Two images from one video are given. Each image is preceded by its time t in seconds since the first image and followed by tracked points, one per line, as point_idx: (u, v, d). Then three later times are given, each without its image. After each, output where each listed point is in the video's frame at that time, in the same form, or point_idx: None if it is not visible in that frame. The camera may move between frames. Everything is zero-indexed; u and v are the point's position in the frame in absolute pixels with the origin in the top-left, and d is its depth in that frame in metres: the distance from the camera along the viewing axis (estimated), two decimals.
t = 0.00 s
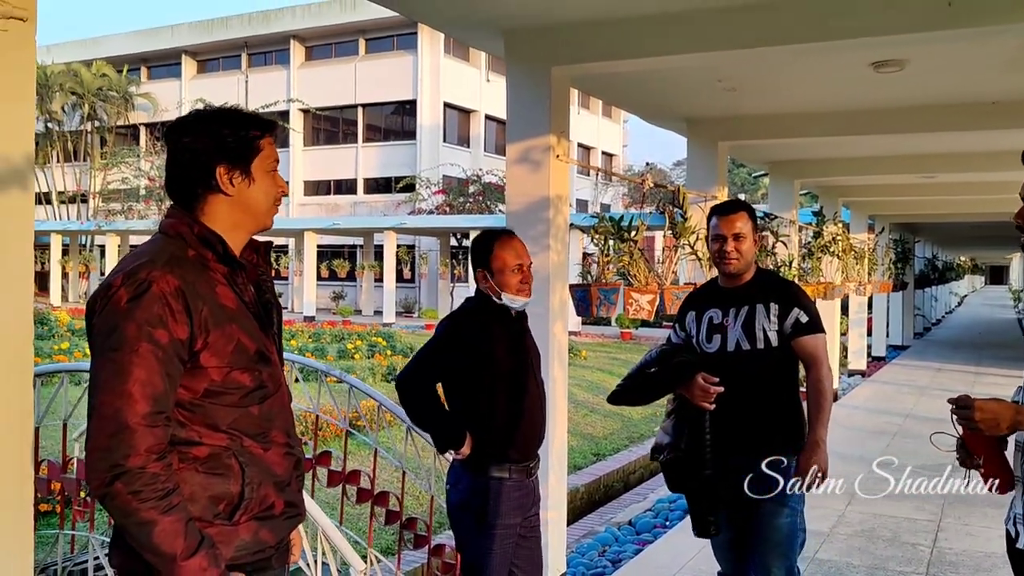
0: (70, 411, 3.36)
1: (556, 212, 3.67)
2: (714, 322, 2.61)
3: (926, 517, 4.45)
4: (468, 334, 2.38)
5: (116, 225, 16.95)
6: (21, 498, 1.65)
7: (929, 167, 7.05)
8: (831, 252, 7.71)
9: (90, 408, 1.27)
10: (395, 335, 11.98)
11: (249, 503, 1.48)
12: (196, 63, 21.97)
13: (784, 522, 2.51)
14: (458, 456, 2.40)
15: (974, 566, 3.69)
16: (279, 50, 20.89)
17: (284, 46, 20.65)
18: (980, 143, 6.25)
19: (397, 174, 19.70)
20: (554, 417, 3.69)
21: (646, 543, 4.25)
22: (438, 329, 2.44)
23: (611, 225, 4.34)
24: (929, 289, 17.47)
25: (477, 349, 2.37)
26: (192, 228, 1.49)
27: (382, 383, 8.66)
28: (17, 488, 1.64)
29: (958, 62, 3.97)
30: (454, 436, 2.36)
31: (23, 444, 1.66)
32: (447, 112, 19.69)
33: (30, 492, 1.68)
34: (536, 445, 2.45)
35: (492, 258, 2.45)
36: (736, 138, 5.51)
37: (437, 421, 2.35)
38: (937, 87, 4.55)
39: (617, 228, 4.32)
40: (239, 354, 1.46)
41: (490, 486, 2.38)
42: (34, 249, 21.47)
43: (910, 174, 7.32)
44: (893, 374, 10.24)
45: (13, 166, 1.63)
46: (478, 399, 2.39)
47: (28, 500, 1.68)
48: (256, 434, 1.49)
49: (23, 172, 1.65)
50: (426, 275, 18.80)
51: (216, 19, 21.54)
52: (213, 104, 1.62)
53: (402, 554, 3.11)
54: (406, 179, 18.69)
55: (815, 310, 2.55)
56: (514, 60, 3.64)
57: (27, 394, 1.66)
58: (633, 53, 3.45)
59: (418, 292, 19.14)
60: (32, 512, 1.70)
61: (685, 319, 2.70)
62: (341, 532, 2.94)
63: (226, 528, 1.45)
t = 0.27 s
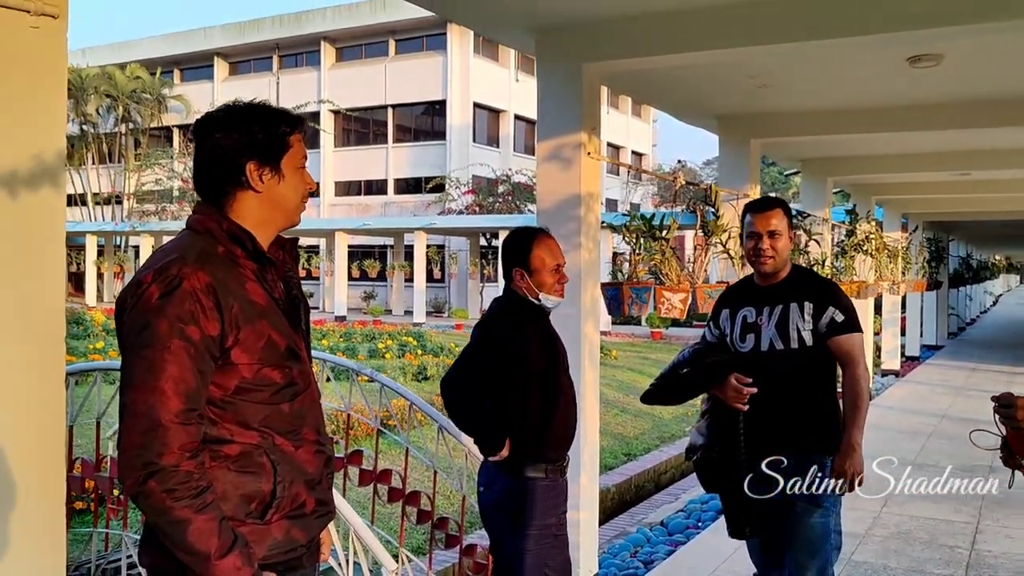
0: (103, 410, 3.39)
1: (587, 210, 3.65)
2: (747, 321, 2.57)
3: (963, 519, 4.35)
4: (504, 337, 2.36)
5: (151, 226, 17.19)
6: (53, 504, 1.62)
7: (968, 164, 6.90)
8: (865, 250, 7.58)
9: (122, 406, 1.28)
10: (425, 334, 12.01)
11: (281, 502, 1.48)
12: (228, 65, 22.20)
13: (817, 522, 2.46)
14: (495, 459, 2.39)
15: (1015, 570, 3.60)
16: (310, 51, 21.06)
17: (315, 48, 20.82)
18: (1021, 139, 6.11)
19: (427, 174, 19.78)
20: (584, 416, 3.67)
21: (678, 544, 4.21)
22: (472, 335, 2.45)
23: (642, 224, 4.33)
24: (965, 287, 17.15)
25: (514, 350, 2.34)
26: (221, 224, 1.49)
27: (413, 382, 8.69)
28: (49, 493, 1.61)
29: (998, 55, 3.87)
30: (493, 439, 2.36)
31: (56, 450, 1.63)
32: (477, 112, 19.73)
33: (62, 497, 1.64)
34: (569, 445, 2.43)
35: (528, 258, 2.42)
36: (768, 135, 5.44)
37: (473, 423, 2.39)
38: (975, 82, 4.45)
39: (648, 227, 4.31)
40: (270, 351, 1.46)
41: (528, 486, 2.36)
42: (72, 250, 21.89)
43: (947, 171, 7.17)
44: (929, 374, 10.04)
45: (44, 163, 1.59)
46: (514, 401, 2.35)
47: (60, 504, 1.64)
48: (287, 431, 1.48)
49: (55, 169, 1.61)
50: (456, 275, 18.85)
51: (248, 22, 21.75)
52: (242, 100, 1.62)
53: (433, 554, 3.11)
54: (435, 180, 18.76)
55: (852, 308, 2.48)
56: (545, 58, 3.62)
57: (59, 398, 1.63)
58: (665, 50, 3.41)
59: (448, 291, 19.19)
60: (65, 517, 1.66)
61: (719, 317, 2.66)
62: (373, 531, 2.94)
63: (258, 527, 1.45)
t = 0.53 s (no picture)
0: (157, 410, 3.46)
1: (638, 209, 3.60)
2: (806, 322, 2.49)
3: None
4: (559, 343, 2.32)
5: (206, 229, 17.59)
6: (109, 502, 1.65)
7: None
8: (921, 250, 7.34)
9: (171, 410, 1.30)
10: (474, 335, 12.05)
11: (329, 509, 1.49)
12: (281, 69, 22.60)
13: (879, 537, 2.40)
14: (549, 466, 2.37)
15: None
16: (361, 55, 21.32)
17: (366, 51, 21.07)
18: None
19: (475, 175, 19.86)
20: (635, 416, 3.63)
21: (732, 548, 4.14)
22: (527, 342, 2.43)
23: (694, 224, 4.27)
24: None
25: (568, 354, 2.30)
26: (268, 227, 1.51)
27: (462, 383, 8.72)
28: (106, 492, 1.63)
29: None
30: (548, 447, 2.35)
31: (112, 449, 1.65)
32: (525, 114, 19.74)
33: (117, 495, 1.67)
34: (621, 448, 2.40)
35: (579, 260, 2.38)
36: (822, 134, 5.32)
37: (528, 425, 2.38)
38: None
39: (700, 227, 4.25)
40: (316, 355, 1.46)
41: (581, 490, 2.34)
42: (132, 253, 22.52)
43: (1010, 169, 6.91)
44: (990, 378, 9.70)
45: (97, 165, 1.62)
46: (566, 406, 2.31)
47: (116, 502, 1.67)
48: (333, 437, 1.49)
49: (107, 171, 1.63)
50: (505, 276, 18.90)
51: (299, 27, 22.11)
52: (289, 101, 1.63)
53: (484, 557, 3.11)
54: (485, 181, 18.83)
55: (916, 313, 2.37)
56: (595, 57, 3.60)
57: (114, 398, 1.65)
58: (717, 47, 3.36)
59: (497, 292, 19.22)
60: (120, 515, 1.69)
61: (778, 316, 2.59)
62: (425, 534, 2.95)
63: (305, 534, 1.45)
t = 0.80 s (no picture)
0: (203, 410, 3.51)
1: (685, 210, 3.55)
2: (864, 325, 2.40)
3: None
4: (605, 349, 2.28)
5: (257, 230, 17.90)
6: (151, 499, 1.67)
7: None
8: (978, 251, 7.11)
9: (204, 414, 1.31)
10: (519, 336, 12.04)
11: (363, 515, 1.48)
12: (329, 72, 22.94)
13: (931, 553, 2.30)
14: (593, 470, 2.34)
15: None
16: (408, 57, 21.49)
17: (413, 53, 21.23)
18: None
19: (520, 176, 19.87)
20: (682, 419, 3.57)
21: (780, 555, 4.05)
22: (572, 346, 2.38)
23: (742, 224, 4.15)
24: None
25: (615, 360, 2.26)
26: (304, 228, 1.51)
27: (506, 384, 8.72)
28: (149, 489, 1.66)
29: None
30: (592, 451, 2.32)
31: (154, 448, 1.68)
32: (571, 114, 19.68)
33: (159, 493, 1.69)
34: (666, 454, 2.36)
35: (625, 262, 2.35)
36: (874, 132, 5.18)
37: (572, 429, 2.34)
38: None
39: (748, 228, 4.14)
40: (351, 359, 1.46)
41: (625, 496, 2.30)
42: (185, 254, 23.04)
43: None
44: None
45: (140, 167, 1.64)
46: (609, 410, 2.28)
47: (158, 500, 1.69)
48: (368, 442, 1.48)
49: (149, 173, 1.66)
50: (550, 276, 18.87)
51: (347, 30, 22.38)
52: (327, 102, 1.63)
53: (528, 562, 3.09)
54: (530, 182, 18.82)
55: (982, 321, 2.27)
56: (640, 55, 3.55)
57: (156, 397, 1.68)
58: (767, 43, 3.29)
59: (542, 292, 19.18)
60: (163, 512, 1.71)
61: (834, 318, 2.50)
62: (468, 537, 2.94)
63: (339, 541, 1.45)
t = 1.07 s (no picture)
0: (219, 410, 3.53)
1: (702, 209, 3.51)
2: (892, 326, 2.37)
3: None
4: (619, 351, 2.25)
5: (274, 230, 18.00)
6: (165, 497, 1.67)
7: None
8: (1001, 250, 7.00)
9: (209, 411, 1.31)
10: (535, 336, 12.02)
11: (369, 515, 1.47)
12: (346, 72, 22.87)
13: (954, 565, 2.26)
14: (605, 470, 2.32)
15: None
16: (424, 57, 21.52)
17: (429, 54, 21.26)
18: None
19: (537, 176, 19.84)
20: (698, 420, 3.55)
21: (799, 558, 4.01)
22: (585, 344, 2.35)
23: (760, 223, 4.14)
24: None
25: (632, 361, 2.23)
26: (311, 226, 1.50)
27: (522, 384, 8.70)
28: (163, 487, 1.66)
29: None
30: (605, 451, 2.28)
31: (169, 445, 1.68)
32: (588, 113, 19.64)
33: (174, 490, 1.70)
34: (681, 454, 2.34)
35: (637, 260, 2.33)
36: (895, 130, 5.11)
37: (584, 432, 2.28)
38: None
39: (766, 226, 4.12)
40: (358, 357, 1.45)
41: (640, 499, 2.28)
42: (203, 254, 23.21)
43: None
44: None
45: (154, 167, 1.65)
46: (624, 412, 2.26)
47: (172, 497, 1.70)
48: (374, 441, 1.47)
49: (164, 172, 1.66)
50: (566, 276, 18.83)
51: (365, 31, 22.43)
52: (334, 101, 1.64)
53: (542, 562, 3.08)
54: (547, 181, 18.79)
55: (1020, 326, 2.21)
56: (655, 53, 3.53)
57: (170, 395, 1.68)
58: (785, 39, 3.26)
59: (559, 292, 19.12)
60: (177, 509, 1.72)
61: (861, 318, 2.47)
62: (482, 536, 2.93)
63: (346, 540, 1.44)
